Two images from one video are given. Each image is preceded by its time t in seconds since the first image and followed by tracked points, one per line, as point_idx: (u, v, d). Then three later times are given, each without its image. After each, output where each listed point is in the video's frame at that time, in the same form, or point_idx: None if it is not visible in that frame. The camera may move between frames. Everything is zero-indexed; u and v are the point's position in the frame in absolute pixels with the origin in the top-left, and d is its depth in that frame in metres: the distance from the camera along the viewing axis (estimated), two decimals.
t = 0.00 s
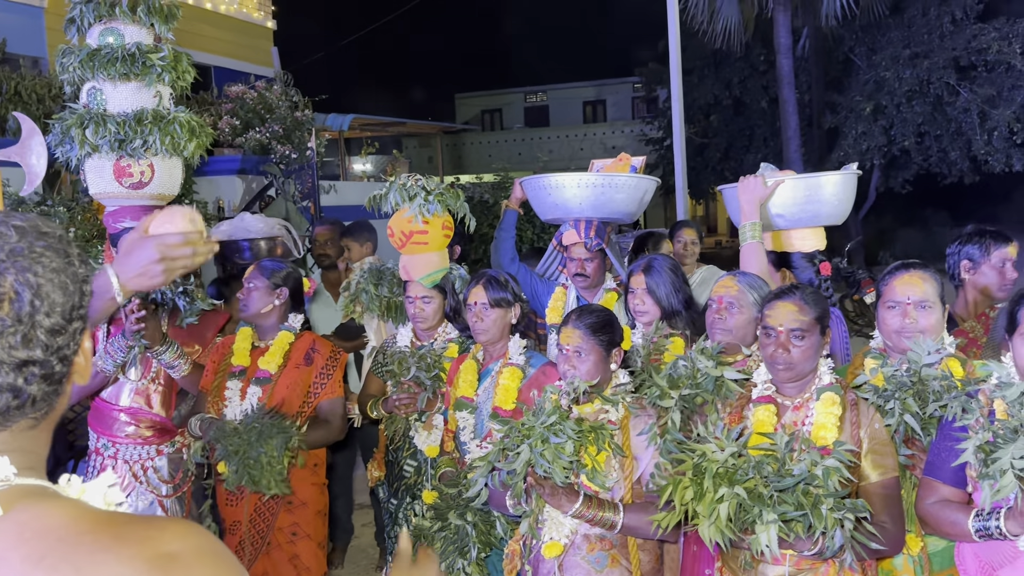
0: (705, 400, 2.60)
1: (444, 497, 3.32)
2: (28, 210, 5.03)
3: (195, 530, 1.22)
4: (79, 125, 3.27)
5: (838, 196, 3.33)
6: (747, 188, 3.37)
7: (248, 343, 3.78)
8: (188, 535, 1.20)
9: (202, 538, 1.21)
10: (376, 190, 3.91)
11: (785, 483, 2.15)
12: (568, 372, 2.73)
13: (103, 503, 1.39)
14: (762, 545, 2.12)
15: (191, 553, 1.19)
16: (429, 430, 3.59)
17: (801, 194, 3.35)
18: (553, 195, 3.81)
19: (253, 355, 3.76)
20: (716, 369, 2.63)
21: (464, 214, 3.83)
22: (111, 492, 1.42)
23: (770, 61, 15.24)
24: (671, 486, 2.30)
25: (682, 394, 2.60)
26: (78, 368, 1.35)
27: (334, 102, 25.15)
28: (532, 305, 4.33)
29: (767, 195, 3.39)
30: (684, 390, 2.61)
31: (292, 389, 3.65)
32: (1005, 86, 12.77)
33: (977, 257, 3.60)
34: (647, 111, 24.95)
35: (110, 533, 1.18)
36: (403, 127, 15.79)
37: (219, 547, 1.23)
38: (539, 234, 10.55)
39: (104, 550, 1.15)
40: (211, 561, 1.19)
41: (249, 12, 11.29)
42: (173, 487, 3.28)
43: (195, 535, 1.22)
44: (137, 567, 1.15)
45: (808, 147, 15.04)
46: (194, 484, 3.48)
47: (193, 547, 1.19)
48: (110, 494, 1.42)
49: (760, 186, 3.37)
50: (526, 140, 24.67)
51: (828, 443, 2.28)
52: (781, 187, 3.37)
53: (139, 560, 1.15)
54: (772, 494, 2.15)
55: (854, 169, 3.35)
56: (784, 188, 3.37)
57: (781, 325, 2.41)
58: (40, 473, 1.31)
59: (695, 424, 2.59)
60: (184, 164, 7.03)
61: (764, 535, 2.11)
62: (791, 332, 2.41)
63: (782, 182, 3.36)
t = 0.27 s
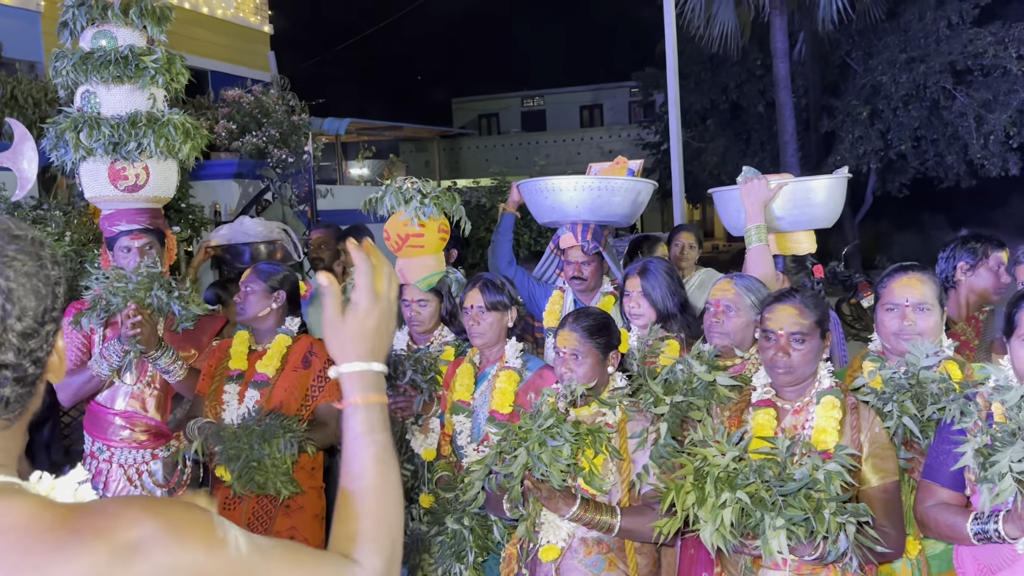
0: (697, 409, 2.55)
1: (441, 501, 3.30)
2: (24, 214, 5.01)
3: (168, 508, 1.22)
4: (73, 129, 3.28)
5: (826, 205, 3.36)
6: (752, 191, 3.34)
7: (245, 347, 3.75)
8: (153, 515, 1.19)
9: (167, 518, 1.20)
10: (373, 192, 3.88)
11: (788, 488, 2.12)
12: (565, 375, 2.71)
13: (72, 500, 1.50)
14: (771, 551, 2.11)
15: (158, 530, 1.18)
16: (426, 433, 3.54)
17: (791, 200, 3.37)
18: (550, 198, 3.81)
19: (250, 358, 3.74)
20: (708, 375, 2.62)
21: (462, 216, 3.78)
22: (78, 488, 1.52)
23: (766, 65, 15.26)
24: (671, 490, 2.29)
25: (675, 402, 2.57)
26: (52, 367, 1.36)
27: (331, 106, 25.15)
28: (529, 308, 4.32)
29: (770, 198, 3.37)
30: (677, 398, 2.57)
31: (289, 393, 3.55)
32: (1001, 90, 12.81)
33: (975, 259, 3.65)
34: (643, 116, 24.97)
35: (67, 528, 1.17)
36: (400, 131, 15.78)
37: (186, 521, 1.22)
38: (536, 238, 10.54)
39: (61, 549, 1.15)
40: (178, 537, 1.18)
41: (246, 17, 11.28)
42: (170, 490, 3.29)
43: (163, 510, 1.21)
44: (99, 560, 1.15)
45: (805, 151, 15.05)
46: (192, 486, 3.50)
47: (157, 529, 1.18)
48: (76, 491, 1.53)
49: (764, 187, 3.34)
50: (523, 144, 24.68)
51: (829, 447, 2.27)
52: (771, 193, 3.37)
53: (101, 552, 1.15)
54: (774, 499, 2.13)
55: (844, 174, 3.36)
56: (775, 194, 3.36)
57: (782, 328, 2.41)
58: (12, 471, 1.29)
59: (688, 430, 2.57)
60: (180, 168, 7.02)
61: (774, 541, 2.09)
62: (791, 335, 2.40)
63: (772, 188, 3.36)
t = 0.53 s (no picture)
0: (701, 407, 2.58)
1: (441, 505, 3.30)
2: (24, 219, 5.00)
3: (135, 515, 1.22)
4: (73, 133, 3.28)
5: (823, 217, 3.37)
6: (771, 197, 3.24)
7: (248, 351, 3.75)
8: (117, 521, 1.19)
9: (132, 523, 1.20)
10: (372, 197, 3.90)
11: (785, 490, 2.13)
12: (565, 378, 2.72)
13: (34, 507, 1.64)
14: (761, 552, 2.10)
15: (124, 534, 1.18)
16: (425, 437, 3.58)
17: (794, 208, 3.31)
18: (550, 202, 3.82)
19: (253, 362, 3.74)
20: (711, 375, 2.62)
21: (461, 221, 3.82)
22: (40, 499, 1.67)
23: (766, 70, 15.28)
24: (670, 493, 2.29)
25: (680, 399, 2.58)
26: (15, 371, 1.39)
27: (331, 111, 25.19)
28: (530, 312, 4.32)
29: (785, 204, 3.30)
30: (681, 397, 2.59)
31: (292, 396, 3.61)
32: (1001, 95, 12.83)
33: (967, 263, 3.73)
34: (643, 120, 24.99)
35: (32, 530, 1.17)
36: (400, 135, 15.81)
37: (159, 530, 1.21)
38: (535, 242, 10.55)
39: (23, 551, 1.15)
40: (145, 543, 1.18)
41: (246, 22, 11.30)
42: (173, 493, 3.29)
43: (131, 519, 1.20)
44: (60, 562, 1.14)
45: (804, 155, 15.07)
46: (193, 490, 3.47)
47: (121, 534, 1.18)
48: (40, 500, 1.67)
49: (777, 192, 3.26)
50: (523, 149, 24.71)
51: (829, 450, 2.27)
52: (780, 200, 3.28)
53: (62, 555, 1.15)
54: (772, 501, 2.13)
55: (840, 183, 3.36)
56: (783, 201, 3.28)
57: (784, 332, 2.41)
58: None
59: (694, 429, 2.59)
60: (180, 173, 7.02)
61: (763, 542, 2.09)
62: (793, 339, 2.40)
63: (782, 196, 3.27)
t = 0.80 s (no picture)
0: (706, 409, 2.60)
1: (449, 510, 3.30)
2: (36, 225, 5.01)
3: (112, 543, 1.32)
4: (84, 138, 3.29)
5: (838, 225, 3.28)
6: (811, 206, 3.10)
7: (256, 354, 3.78)
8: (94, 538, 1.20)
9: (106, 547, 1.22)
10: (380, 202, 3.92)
11: (792, 494, 2.13)
12: (574, 382, 2.72)
13: (26, 516, 1.67)
14: (767, 556, 2.10)
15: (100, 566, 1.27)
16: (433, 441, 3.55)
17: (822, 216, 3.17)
18: (558, 207, 3.83)
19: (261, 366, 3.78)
20: (716, 378, 2.64)
21: (469, 225, 3.85)
22: (34, 508, 1.70)
23: (773, 75, 15.27)
24: (678, 496, 2.29)
25: (685, 402, 2.61)
26: None
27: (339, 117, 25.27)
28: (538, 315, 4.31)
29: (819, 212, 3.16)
30: (686, 399, 2.61)
31: (303, 397, 3.76)
32: (1010, 99, 12.80)
33: (965, 266, 3.72)
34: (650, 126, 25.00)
35: (12, 543, 1.27)
36: (408, 141, 15.84)
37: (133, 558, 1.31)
38: (543, 247, 10.56)
39: None
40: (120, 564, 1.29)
41: (255, 29, 11.36)
42: (185, 494, 3.31)
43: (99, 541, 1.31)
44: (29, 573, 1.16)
45: (812, 160, 15.04)
46: (201, 493, 3.48)
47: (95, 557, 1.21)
48: (33, 510, 1.70)
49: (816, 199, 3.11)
50: (530, 155, 24.74)
51: (838, 455, 2.27)
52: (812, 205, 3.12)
53: (37, 568, 1.24)
54: (779, 505, 2.13)
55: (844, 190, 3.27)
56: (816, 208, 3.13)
57: (794, 336, 2.40)
58: None
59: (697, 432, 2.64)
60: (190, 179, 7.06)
61: (771, 546, 2.09)
62: (803, 343, 2.39)
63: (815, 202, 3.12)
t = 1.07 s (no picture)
0: (711, 414, 2.65)
1: (454, 512, 3.29)
2: (43, 228, 5.01)
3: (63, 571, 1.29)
4: (88, 140, 3.30)
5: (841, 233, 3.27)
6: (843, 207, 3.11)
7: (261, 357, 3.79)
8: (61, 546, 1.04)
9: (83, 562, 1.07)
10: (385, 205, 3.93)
11: (797, 495, 2.13)
12: (579, 385, 2.73)
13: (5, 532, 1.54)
14: (772, 558, 2.10)
15: None
16: (438, 445, 3.62)
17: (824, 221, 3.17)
18: (563, 210, 3.83)
19: (266, 368, 3.80)
20: (720, 381, 2.68)
21: (472, 228, 3.86)
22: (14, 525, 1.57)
23: (778, 79, 15.26)
24: (683, 498, 2.29)
25: (689, 405, 2.64)
26: None
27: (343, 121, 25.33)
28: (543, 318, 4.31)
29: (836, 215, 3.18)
30: (690, 402, 2.64)
31: (309, 400, 3.77)
32: (1015, 103, 12.79)
33: (964, 270, 3.72)
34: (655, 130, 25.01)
35: None
36: (412, 145, 15.87)
37: None
38: (547, 251, 10.57)
39: None
40: None
41: (260, 33, 11.38)
42: (190, 496, 3.32)
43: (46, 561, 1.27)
44: None
45: (816, 164, 15.02)
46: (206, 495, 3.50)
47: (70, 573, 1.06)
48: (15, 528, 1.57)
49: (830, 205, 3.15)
50: (534, 159, 24.76)
51: (843, 456, 2.27)
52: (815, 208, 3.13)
53: None
54: (783, 507, 2.13)
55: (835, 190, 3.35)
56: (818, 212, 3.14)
57: (799, 338, 2.40)
58: None
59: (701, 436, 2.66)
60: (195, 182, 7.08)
61: (774, 547, 2.10)
62: (808, 345, 2.39)
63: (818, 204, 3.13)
